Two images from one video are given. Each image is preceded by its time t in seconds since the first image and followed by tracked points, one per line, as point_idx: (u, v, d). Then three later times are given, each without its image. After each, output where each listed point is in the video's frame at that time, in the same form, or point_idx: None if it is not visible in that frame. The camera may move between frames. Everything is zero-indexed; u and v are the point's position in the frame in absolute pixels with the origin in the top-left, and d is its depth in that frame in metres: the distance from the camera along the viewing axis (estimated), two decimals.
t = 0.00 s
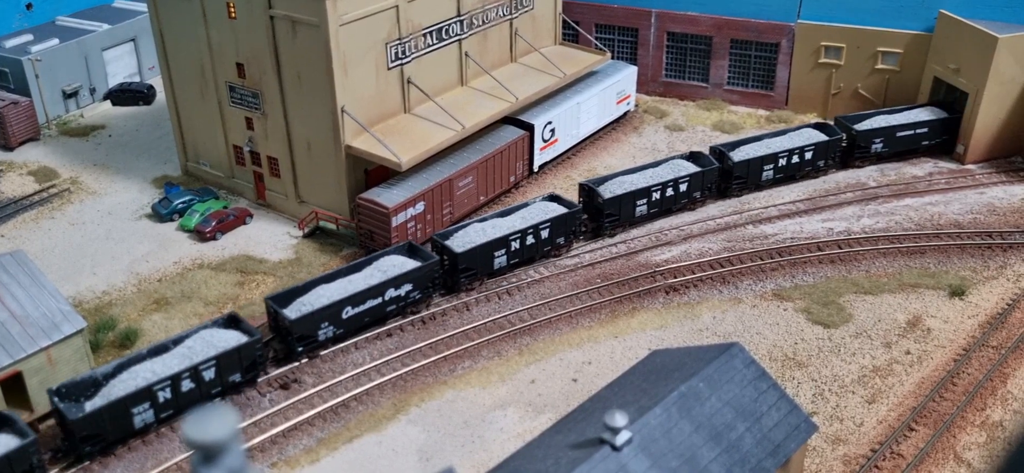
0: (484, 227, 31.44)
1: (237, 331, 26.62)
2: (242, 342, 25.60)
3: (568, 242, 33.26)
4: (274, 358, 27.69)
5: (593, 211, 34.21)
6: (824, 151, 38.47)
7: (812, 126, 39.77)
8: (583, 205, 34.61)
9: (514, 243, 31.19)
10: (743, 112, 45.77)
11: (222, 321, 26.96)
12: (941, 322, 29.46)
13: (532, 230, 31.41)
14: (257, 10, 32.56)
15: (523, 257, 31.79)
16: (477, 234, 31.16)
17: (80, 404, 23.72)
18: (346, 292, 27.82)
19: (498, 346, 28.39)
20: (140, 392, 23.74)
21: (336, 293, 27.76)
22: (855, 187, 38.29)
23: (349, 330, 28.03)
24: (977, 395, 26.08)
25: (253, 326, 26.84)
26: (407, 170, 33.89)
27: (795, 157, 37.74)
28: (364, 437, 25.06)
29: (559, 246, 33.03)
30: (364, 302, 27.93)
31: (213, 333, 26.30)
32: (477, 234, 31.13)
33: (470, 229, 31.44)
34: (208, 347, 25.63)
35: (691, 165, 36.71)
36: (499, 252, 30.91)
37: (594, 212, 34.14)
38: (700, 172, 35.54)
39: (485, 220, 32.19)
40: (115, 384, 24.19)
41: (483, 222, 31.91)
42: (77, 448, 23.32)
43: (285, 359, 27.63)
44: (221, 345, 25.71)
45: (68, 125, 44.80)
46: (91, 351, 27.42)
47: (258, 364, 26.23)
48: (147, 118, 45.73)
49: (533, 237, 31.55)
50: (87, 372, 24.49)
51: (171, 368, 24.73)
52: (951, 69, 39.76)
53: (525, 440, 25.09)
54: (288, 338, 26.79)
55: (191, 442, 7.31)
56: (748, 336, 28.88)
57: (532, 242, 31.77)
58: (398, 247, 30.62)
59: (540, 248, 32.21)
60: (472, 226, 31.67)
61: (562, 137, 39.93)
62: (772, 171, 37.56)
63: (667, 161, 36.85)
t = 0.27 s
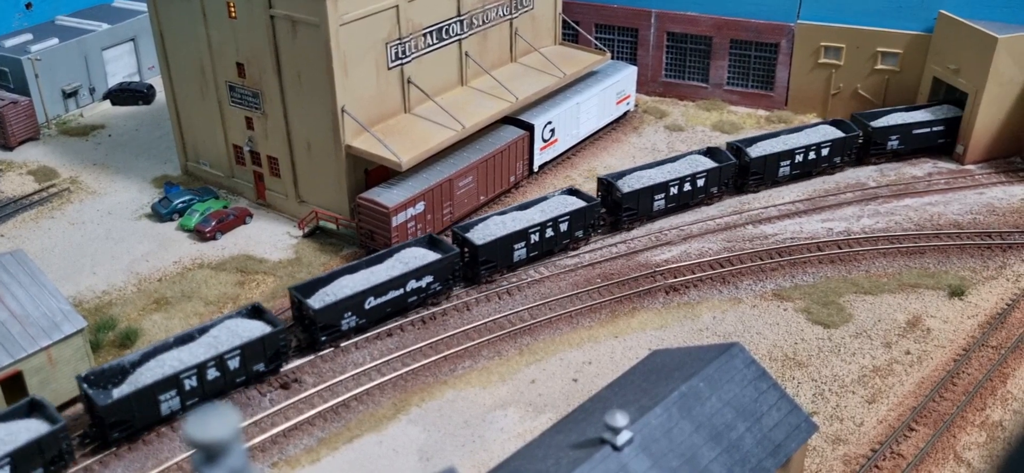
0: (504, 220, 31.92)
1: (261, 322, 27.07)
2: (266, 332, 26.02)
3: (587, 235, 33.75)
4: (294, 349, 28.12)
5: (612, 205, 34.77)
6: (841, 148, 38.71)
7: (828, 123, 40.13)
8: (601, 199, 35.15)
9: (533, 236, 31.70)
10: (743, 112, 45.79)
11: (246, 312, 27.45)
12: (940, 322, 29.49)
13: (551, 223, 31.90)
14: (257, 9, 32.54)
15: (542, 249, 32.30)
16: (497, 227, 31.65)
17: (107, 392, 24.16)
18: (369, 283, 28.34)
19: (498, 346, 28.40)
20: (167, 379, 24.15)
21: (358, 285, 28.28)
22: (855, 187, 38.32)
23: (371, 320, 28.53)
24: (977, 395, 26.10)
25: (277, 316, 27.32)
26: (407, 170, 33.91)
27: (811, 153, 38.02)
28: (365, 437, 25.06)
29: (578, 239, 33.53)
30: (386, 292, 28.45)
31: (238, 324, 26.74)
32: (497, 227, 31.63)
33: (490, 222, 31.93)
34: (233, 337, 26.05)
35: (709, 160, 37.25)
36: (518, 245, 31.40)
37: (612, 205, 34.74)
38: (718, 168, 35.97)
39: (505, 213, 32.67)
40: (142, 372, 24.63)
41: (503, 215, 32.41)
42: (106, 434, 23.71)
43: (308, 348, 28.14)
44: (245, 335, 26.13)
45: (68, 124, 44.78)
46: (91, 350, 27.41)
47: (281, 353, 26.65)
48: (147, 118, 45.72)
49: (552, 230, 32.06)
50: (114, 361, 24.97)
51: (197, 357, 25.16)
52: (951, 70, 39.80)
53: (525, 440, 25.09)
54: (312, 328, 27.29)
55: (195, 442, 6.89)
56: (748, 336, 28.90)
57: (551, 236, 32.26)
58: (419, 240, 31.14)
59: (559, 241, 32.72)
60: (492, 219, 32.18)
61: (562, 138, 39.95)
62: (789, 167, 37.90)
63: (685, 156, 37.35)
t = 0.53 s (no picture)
0: (523, 213, 32.39)
1: (282, 312, 27.40)
2: (289, 322, 26.32)
3: (605, 229, 34.18)
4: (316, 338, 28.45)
5: (629, 200, 35.18)
6: (857, 144, 39.00)
7: (843, 120, 40.40)
8: (619, 193, 35.61)
9: (551, 229, 32.18)
10: (743, 112, 45.77)
11: (268, 302, 27.78)
12: (940, 323, 29.46)
13: (569, 217, 32.38)
14: (257, 9, 32.51)
15: (560, 243, 32.76)
16: (516, 220, 32.08)
17: (133, 380, 24.53)
18: (389, 275, 28.71)
19: (497, 347, 28.37)
20: (192, 368, 24.48)
21: (379, 276, 28.65)
22: (854, 188, 38.31)
23: (392, 312, 28.90)
24: (976, 395, 26.07)
25: (299, 307, 27.70)
26: (407, 170, 33.88)
27: (828, 149, 38.29)
28: (364, 437, 25.03)
29: (596, 233, 33.97)
30: (406, 284, 28.81)
31: (260, 314, 27.08)
32: (516, 220, 32.09)
33: (508, 216, 32.42)
34: (256, 327, 26.38)
35: (726, 155, 37.65)
36: (536, 239, 31.88)
37: (629, 200, 35.20)
38: (734, 163, 36.33)
39: (524, 207, 33.14)
40: (168, 361, 24.98)
41: (522, 209, 32.86)
42: (132, 421, 24.06)
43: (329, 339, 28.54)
44: (268, 325, 26.45)
45: (67, 124, 44.75)
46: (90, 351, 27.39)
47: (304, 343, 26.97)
48: (146, 118, 45.69)
49: (570, 224, 32.53)
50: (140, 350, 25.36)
51: (221, 346, 25.50)
52: (951, 70, 39.77)
53: (524, 440, 25.06)
54: (334, 318, 27.68)
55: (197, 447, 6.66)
56: (748, 336, 28.87)
57: (569, 229, 32.74)
58: (438, 233, 31.49)
59: (577, 235, 33.18)
60: (511, 213, 32.63)
61: (561, 138, 39.93)
62: (805, 164, 38.15)
63: (702, 151, 37.69)
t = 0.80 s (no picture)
0: (541, 206, 32.89)
1: (308, 299, 27.97)
2: (315, 309, 26.89)
3: (622, 222, 34.64)
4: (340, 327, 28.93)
5: (646, 194, 35.68)
6: (873, 141, 39.24)
7: (859, 117, 40.66)
8: (636, 188, 36.09)
9: (569, 222, 32.66)
10: (742, 112, 45.74)
11: (294, 290, 28.36)
12: (939, 322, 29.44)
13: (587, 210, 32.87)
14: (256, 8, 32.46)
15: (578, 236, 33.26)
16: (534, 213, 32.58)
17: (164, 365, 25.11)
18: (412, 265, 29.24)
19: (496, 346, 28.33)
20: (222, 353, 25.06)
21: (401, 266, 29.17)
22: (854, 187, 38.29)
23: (414, 301, 29.42)
24: (976, 395, 26.04)
25: (324, 295, 28.22)
26: (406, 170, 33.84)
27: (844, 146, 38.59)
28: (362, 437, 24.99)
29: (613, 226, 34.44)
30: (428, 274, 29.36)
31: (287, 300, 27.65)
32: (534, 213, 32.58)
33: (527, 208, 32.91)
34: (284, 313, 26.94)
35: (742, 150, 37.95)
36: (554, 231, 32.36)
37: (646, 194, 35.68)
38: (750, 159, 36.64)
39: (542, 200, 33.63)
40: (198, 347, 25.56)
41: (539, 202, 33.37)
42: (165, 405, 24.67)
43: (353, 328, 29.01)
44: (295, 312, 27.01)
45: (66, 124, 44.69)
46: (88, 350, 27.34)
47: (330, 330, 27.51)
48: (145, 117, 45.64)
49: (587, 217, 33.01)
50: (171, 335, 25.95)
51: (250, 332, 26.08)
52: (950, 70, 39.76)
53: (523, 440, 25.03)
54: (357, 307, 28.18)
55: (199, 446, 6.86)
56: (747, 336, 28.85)
57: (587, 222, 33.22)
58: (458, 225, 32.01)
59: (594, 228, 33.66)
60: (528, 206, 33.14)
61: (560, 137, 39.89)
62: (820, 160, 38.43)
63: (719, 147, 38.11)
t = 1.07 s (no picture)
0: (557, 202, 33.42)
1: (332, 291, 28.50)
2: (340, 300, 27.43)
3: (637, 218, 35.06)
4: (363, 318, 29.45)
5: (661, 191, 36.05)
6: (886, 140, 39.50)
7: (873, 116, 40.84)
8: (650, 185, 36.45)
9: (585, 218, 33.14)
10: (739, 114, 45.72)
11: (318, 282, 28.87)
12: (935, 326, 29.42)
13: (603, 206, 33.36)
14: (252, 10, 32.42)
15: (594, 231, 33.73)
16: (550, 209, 33.12)
17: (193, 354, 25.47)
18: (432, 258, 29.75)
19: (492, 349, 28.30)
20: (251, 342, 25.52)
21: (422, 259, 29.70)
22: (850, 190, 38.27)
23: (435, 294, 29.94)
24: (971, 399, 26.02)
25: (348, 286, 28.77)
26: (401, 172, 33.81)
27: (857, 145, 38.86)
28: (357, 440, 24.95)
29: (629, 223, 34.88)
30: (449, 267, 29.88)
31: (311, 292, 28.16)
32: (551, 209, 33.09)
33: (544, 204, 33.42)
34: (309, 304, 27.45)
35: (756, 149, 38.24)
36: (570, 227, 32.83)
37: (661, 192, 36.01)
38: (764, 157, 36.96)
39: (558, 196, 34.14)
40: (226, 336, 26.00)
41: (556, 198, 33.90)
42: (194, 393, 25.06)
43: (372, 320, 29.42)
44: (320, 303, 27.51)
45: (62, 125, 44.65)
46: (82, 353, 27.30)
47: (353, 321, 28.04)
48: (142, 119, 45.59)
49: (603, 213, 33.48)
50: (198, 325, 26.38)
51: (276, 322, 26.58)
52: (947, 72, 39.74)
53: (518, 444, 24.99)
54: (379, 299, 28.73)
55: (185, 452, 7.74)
56: (743, 339, 28.83)
57: (603, 218, 33.71)
58: (477, 219, 32.49)
59: (610, 223, 34.14)
60: (545, 202, 33.66)
61: (557, 139, 39.87)
62: (834, 159, 38.78)
63: (732, 145, 38.38)
